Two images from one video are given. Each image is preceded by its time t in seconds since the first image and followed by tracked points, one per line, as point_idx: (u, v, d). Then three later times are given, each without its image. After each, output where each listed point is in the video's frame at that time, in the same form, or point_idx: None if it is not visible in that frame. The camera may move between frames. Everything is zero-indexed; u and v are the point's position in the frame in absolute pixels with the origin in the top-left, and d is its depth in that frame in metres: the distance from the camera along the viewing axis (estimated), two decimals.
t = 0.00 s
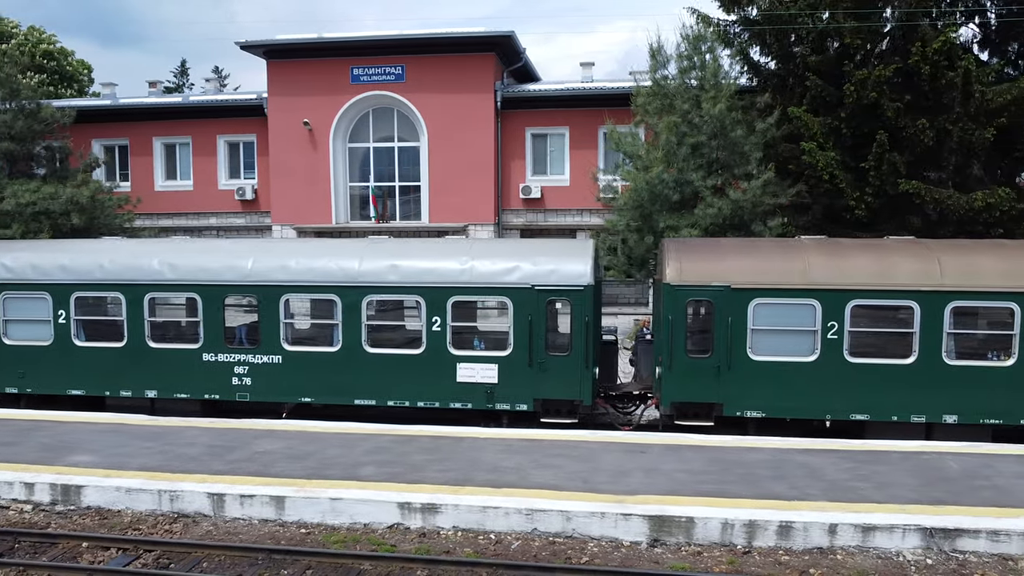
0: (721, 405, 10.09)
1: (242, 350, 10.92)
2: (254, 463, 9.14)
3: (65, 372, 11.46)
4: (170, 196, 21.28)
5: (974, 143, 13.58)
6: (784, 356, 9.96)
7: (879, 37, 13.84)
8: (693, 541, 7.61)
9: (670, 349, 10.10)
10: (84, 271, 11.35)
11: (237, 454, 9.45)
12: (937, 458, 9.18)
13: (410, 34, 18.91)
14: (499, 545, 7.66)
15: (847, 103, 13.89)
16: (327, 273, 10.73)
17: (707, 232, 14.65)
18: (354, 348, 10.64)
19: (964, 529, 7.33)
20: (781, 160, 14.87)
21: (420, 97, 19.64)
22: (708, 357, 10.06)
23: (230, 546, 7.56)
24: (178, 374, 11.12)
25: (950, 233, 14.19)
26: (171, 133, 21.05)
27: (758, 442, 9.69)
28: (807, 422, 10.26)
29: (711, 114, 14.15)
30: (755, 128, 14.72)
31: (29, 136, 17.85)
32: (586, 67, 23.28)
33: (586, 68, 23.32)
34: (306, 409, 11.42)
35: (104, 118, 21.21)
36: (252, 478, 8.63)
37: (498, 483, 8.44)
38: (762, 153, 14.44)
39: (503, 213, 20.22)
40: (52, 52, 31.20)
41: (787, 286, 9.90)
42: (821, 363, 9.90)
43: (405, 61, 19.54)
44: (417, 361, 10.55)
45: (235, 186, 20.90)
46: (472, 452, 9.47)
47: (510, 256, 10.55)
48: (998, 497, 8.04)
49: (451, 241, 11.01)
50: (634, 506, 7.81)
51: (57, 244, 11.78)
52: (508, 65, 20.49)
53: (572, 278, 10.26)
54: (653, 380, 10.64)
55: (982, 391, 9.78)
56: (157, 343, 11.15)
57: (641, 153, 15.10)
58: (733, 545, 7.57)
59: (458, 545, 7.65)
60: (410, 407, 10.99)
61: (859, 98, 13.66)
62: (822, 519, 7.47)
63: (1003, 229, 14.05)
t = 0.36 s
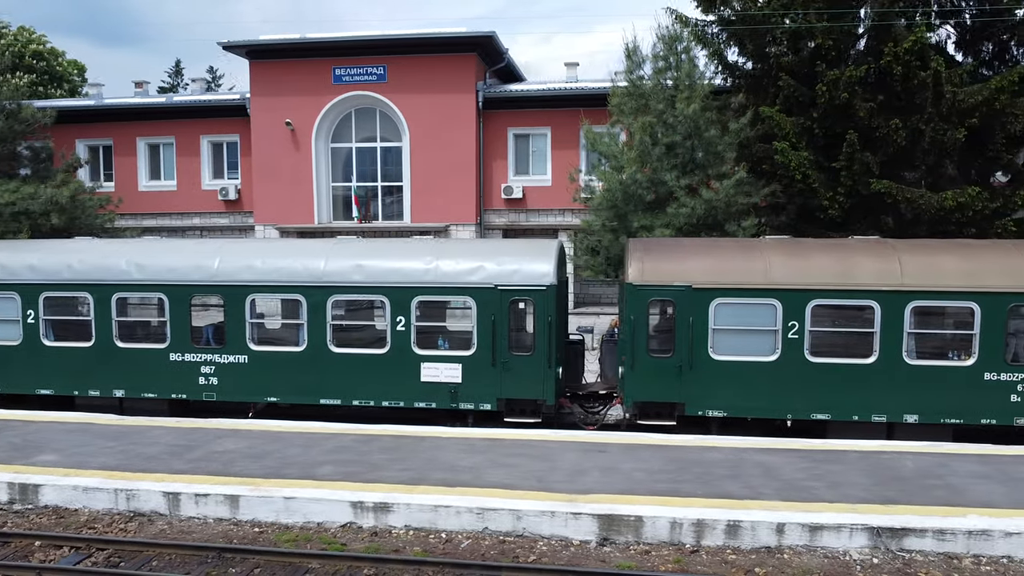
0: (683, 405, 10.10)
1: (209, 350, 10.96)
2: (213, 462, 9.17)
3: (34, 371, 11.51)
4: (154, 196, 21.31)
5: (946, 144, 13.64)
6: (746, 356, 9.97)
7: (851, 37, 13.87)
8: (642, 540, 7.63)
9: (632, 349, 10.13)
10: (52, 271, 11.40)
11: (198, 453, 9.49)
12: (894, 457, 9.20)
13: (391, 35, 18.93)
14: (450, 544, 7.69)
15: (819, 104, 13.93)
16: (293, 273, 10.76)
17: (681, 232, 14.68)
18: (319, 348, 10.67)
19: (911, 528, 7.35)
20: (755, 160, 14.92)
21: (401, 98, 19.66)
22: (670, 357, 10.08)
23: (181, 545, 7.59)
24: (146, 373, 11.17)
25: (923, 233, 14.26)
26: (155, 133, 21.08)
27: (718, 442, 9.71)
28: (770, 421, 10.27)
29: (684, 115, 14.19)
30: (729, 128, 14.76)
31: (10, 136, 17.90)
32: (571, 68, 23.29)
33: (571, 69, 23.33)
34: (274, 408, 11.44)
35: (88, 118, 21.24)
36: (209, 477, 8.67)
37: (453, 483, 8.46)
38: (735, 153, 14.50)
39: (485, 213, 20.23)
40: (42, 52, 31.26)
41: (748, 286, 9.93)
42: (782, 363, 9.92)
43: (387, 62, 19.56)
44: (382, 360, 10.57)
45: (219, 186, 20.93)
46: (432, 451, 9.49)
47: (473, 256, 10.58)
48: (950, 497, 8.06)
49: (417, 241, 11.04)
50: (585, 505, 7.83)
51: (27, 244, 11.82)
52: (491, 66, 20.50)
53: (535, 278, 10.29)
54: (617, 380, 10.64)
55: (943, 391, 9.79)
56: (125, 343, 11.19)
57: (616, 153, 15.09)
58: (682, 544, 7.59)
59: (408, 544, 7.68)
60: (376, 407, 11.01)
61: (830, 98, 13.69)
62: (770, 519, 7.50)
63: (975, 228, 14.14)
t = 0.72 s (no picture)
0: (641, 404, 10.15)
1: (170, 350, 10.97)
2: (168, 462, 9.18)
3: None
4: (132, 196, 21.29)
5: (913, 144, 13.72)
6: (703, 356, 10.02)
7: (818, 37, 13.92)
8: (587, 539, 7.66)
9: (590, 349, 10.17)
10: (15, 271, 11.40)
11: (154, 453, 9.50)
12: (847, 456, 9.24)
13: (368, 35, 18.94)
14: (396, 543, 7.72)
15: (787, 104, 14.00)
16: (253, 273, 10.77)
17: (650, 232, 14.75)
18: (280, 348, 10.69)
19: (853, 527, 7.38)
20: (724, 160, 15.01)
21: (378, 98, 19.66)
22: (627, 356, 10.13)
23: (127, 544, 7.60)
24: (108, 373, 11.18)
25: (890, 232, 14.40)
26: (133, 133, 21.05)
27: (674, 441, 9.75)
28: (728, 420, 10.31)
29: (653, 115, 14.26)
30: (698, 129, 14.84)
31: None
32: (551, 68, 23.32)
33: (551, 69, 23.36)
34: (236, 408, 11.45)
35: (66, 118, 21.21)
36: (162, 477, 8.68)
37: (404, 482, 8.49)
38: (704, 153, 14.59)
39: (463, 213, 20.26)
40: (25, 52, 31.22)
41: (704, 285, 9.97)
42: (738, 363, 9.97)
43: (364, 62, 19.57)
44: (341, 360, 10.59)
45: (197, 186, 20.92)
46: (388, 451, 9.52)
47: (433, 256, 10.61)
48: (896, 495, 8.10)
49: (378, 241, 11.06)
50: (531, 504, 7.86)
51: None
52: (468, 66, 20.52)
53: (493, 278, 10.33)
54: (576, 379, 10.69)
55: (898, 390, 9.84)
56: (87, 343, 11.19)
57: (586, 153, 15.09)
58: (626, 542, 7.62)
59: (354, 543, 7.71)
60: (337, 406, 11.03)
61: (797, 98, 13.77)
62: (714, 517, 7.53)
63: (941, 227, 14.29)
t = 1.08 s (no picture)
0: (600, 403, 10.20)
1: (134, 349, 11.00)
2: (124, 461, 9.21)
3: None
4: (112, 195, 21.29)
5: (882, 144, 13.76)
6: (661, 355, 10.06)
7: (787, 37, 13.98)
8: (533, 537, 7.69)
9: (549, 348, 10.20)
10: None
11: (111, 452, 9.52)
12: (801, 455, 9.27)
13: (346, 35, 18.94)
14: (343, 541, 7.75)
15: (756, 104, 14.06)
16: (215, 273, 10.79)
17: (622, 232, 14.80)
18: (242, 347, 10.71)
19: (796, 525, 7.41)
20: (695, 160, 15.07)
21: (356, 98, 19.67)
22: (586, 355, 10.17)
23: (75, 543, 7.62)
24: (72, 373, 11.20)
25: (860, 232, 14.45)
26: (113, 133, 21.04)
27: (631, 440, 9.79)
28: (687, 419, 10.35)
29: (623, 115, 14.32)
30: (669, 129, 14.89)
31: None
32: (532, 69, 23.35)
33: (532, 69, 23.37)
34: (201, 408, 11.47)
35: (46, 117, 21.20)
36: (116, 476, 8.70)
37: (356, 481, 8.51)
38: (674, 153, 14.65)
39: (441, 214, 20.34)
40: (9, 51, 31.24)
41: (663, 285, 10.00)
42: (697, 362, 10.01)
43: (342, 62, 19.58)
44: (303, 360, 10.61)
45: (176, 186, 20.93)
46: (345, 450, 9.55)
47: (394, 256, 10.64)
48: (844, 494, 8.13)
49: (341, 241, 11.08)
50: (479, 502, 7.89)
51: None
52: (447, 66, 20.54)
53: (453, 278, 10.36)
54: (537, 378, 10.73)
55: (855, 389, 9.88)
56: (51, 342, 11.20)
57: (558, 153, 15.14)
58: (572, 541, 7.65)
59: (301, 542, 7.74)
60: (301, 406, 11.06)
61: (766, 99, 13.82)
62: (659, 515, 7.56)
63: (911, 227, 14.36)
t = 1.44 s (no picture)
0: (564, 402, 10.22)
1: (102, 349, 11.01)
2: (87, 460, 9.23)
3: None
4: (95, 195, 21.31)
5: (855, 144, 13.78)
6: (626, 354, 10.08)
7: (761, 36, 13.89)
8: (487, 536, 7.72)
9: (513, 347, 10.22)
10: None
11: (75, 452, 9.54)
12: (762, 454, 9.29)
13: (327, 34, 18.94)
14: (297, 540, 7.77)
15: (730, 104, 14.07)
16: (183, 273, 10.80)
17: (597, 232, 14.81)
18: (209, 347, 10.74)
19: (747, 524, 7.41)
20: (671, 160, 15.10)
21: (338, 97, 19.69)
22: (551, 354, 10.19)
23: (29, 541, 7.63)
24: (41, 372, 11.22)
25: (836, 232, 14.44)
26: (96, 133, 21.04)
27: (594, 439, 9.81)
28: (652, 418, 10.37)
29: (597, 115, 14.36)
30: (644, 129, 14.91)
31: None
32: (516, 68, 23.36)
33: (516, 69, 23.38)
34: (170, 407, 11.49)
35: (29, 117, 21.21)
36: (76, 475, 8.72)
37: (314, 480, 8.53)
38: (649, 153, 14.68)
39: (424, 213, 20.38)
40: None
41: (626, 285, 10.02)
42: (660, 361, 10.03)
43: (324, 61, 19.58)
44: (269, 359, 10.63)
45: (159, 186, 20.94)
46: (308, 449, 9.57)
47: (360, 255, 10.66)
48: (799, 493, 8.14)
49: (309, 240, 11.11)
50: (434, 501, 7.91)
51: None
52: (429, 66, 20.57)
53: (418, 277, 10.39)
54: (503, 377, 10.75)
55: (818, 388, 9.88)
56: (20, 342, 11.22)
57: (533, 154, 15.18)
58: (525, 539, 7.67)
59: (255, 541, 7.76)
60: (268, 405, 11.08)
61: (740, 99, 13.83)
62: (611, 514, 7.58)
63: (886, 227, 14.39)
